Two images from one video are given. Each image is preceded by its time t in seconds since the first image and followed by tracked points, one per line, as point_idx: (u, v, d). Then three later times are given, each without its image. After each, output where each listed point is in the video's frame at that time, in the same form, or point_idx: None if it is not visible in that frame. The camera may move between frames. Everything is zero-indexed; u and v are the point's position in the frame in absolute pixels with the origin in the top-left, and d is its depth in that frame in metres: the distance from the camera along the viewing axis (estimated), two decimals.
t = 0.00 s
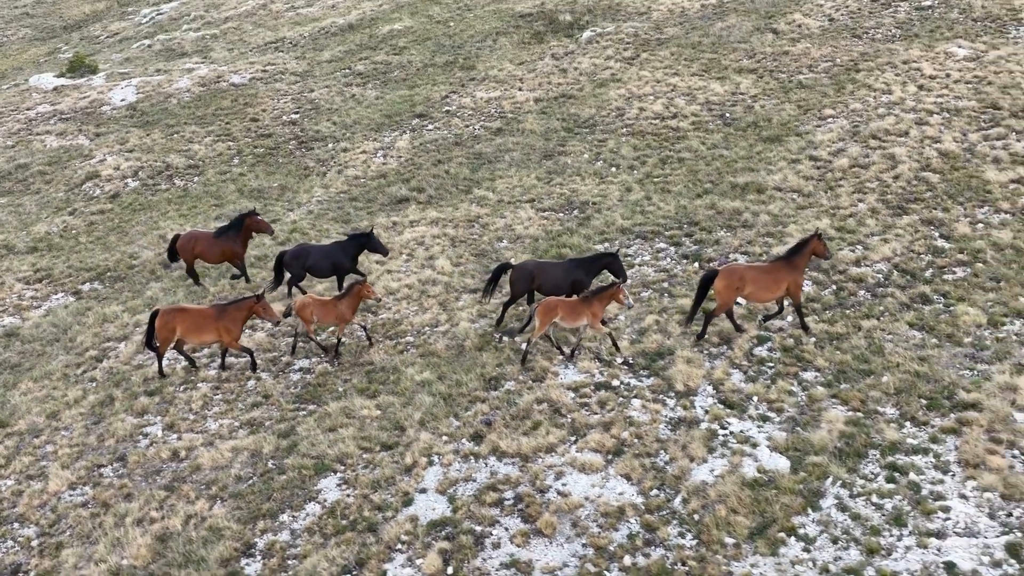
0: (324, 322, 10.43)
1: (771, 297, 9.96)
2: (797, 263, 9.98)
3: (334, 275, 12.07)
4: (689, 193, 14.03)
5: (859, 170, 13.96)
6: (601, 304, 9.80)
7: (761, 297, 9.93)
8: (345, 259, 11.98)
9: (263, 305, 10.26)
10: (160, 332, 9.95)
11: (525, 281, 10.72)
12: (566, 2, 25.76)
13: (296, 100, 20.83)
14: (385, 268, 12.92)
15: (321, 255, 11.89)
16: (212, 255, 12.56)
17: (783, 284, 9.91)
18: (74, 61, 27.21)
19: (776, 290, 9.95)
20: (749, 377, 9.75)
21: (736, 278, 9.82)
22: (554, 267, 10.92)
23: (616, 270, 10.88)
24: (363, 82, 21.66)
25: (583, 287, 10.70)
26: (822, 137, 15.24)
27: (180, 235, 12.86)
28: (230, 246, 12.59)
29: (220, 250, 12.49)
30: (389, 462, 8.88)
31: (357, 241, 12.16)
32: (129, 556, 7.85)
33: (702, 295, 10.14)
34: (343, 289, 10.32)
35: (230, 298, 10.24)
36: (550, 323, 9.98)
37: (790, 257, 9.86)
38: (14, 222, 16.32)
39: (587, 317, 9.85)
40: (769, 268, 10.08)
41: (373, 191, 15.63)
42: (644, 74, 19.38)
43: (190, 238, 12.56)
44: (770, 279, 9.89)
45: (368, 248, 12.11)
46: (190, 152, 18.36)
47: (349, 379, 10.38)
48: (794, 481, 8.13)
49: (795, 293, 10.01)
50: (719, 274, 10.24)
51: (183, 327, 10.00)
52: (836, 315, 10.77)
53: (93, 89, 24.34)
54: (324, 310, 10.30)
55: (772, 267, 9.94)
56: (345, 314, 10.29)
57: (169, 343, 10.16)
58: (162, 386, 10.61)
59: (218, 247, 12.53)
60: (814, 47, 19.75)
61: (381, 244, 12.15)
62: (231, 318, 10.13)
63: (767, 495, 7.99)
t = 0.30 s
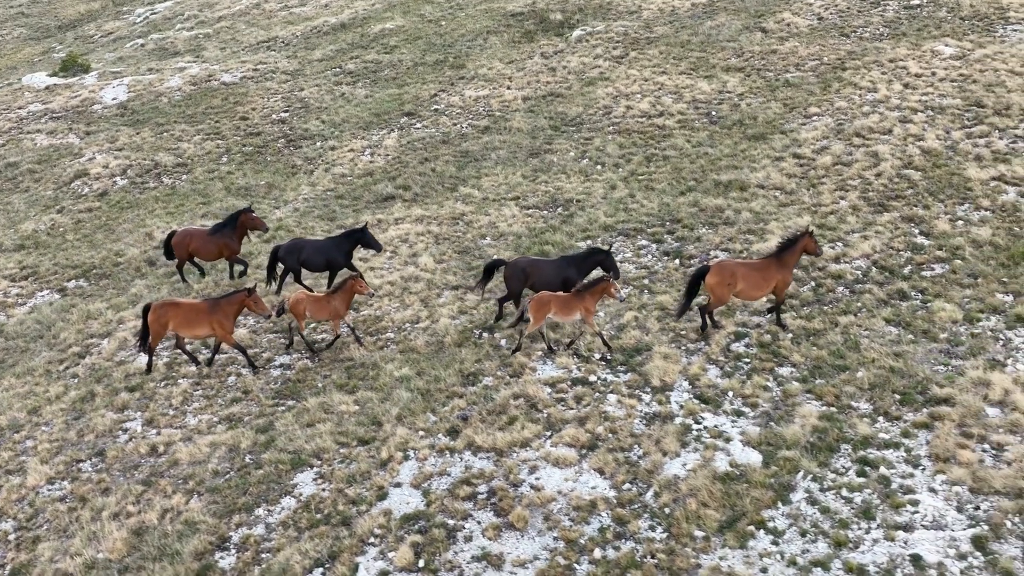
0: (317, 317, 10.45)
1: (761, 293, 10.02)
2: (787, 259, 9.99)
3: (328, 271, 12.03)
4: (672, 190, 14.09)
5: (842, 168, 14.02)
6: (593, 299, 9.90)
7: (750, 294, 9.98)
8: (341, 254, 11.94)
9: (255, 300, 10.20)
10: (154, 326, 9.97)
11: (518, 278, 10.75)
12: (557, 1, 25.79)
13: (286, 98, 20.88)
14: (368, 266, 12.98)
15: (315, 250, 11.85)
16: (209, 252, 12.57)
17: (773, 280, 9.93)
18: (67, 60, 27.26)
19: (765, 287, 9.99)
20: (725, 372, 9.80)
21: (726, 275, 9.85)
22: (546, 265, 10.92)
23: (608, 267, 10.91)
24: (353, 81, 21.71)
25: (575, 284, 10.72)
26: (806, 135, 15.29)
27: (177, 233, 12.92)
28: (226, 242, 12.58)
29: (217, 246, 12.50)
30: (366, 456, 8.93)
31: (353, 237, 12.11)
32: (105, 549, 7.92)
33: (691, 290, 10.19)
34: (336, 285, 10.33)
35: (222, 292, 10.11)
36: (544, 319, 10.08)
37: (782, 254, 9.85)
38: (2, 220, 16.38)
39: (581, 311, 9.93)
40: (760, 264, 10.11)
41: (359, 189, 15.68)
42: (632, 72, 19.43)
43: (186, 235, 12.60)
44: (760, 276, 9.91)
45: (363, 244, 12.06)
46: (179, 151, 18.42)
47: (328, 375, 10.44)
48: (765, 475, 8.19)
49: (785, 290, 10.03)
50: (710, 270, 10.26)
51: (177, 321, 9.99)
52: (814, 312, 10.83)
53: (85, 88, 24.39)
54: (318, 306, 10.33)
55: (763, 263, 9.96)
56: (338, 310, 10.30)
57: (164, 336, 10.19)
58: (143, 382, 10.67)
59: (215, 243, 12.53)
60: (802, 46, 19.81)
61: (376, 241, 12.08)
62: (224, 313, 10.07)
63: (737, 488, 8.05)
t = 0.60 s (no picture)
0: (309, 314, 10.52)
1: (750, 289, 10.01)
2: (777, 255, 9.98)
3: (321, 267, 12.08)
4: (655, 188, 14.15)
5: (824, 166, 14.07)
6: (584, 296, 9.85)
7: (739, 290, 9.98)
8: (334, 250, 12.05)
9: (246, 297, 10.30)
10: (147, 323, 10.10)
11: (511, 277, 10.73)
12: None
13: (275, 97, 20.92)
14: (351, 263, 13.04)
15: (309, 245, 11.92)
16: (203, 247, 12.56)
17: (762, 276, 9.94)
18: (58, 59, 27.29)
19: (754, 283, 9.99)
20: (700, 368, 9.86)
21: (716, 271, 9.85)
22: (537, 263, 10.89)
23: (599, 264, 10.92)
24: (343, 80, 21.76)
25: (566, 282, 10.68)
26: (790, 133, 15.34)
27: (170, 228, 12.92)
28: (221, 237, 12.56)
29: (211, 241, 12.52)
30: (340, 451, 8.98)
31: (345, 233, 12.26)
32: (79, 543, 7.97)
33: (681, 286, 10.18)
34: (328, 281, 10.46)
35: (213, 288, 10.26)
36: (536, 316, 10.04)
37: (771, 251, 9.83)
38: None
39: (571, 308, 9.90)
40: (750, 260, 10.10)
41: (344, 187, 15.74)
42: (620, 71, 19.49)
43: (180, 230, 12.63)
44: (749, 272, 9.90)
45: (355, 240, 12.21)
46: (167, 149, 18.46)
47: (307, 371, 10.50)
48: (735, 469, 8.25)
49: (773, 286, 10.04)
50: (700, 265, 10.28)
51: (169, 318, 10.10)
52: (791, 308, 10.89)
53: (76, 87, 24.42)
54: (310, 303, 10.41)
55: (752, 259, 9.96)
56: (331, 305, 10.42)
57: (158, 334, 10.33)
58: (123, 378, 10.72)
59: (209, 238, 12.54)
60: (789, 45, 19.86)
61: (368, 237, 12.24)
62: (214, 309, 10.21)
63: (707, 482, 8.11)
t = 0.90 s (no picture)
0: (300, 310, 10.54)
1: (738, 283, 10.11)
2: (765, 250, 10.07)
3: (314, 264, 12.14)
4: (637, 186, 14.20)
5: (805, 164, 14.13)
6: (573, 292, 9.93)
7: (727, 283, 10.09)
8: (326, 247, 12.13)
9: (236, 294, 10.32)
10: (138, 324, 10.12)
11: (502, 272, 10.78)
12: None
13: (264, 96, 20.97)
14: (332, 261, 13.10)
15: (301, 243, 11.98)
16: (196, 243, 12.63)
17: (750, 270, 10.03)
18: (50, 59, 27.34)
19: (741, 277, 10.09)
20: (674, 364, 9.91)
21: (704, 264, 9.93)
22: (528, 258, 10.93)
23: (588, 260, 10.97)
24: (332, 78, 21.81)
25: (555, 278, 10.73)
26: (772, 131, 15.40)
27: (164, 224, 12.94)
28: (215, 233, 12.63)
29: (205, 238, 12.56)
30: (314, 446, 9.04)
31: (337, 230, 12.36)
32: (52, 537, 8.02)
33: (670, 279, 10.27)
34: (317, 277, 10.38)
35: (202, 285, 10.30)
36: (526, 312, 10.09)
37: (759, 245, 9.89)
38: None
39: (560, 304, 9.98)
40: (738, 254, 10.19)
41: (329, 185, 15.80)
42: (607, 70, 19.55)
43: (173, 226, 12.66)
44: (737, 266, 9.98)
45: (347, 237, 12.33)
46: (155, 148, 18.51)
47: (284, 367, 10.55)
48: (704, 464, 8.31)
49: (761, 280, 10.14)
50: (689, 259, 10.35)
51: (160, 317, 10.13)
52: (766, 305, 10.95)
53: (67, 86, 24.47)
54: (300, 299, 10.42)
55: (741, 253, 10.05)
56: (321, 301, 10.38)
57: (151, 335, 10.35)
58: (102, 374, 10.77)
59: (203, 234, 12.59)
60: (776, 44, 19.92)
61: (360, 234, 12.36)
62: (204, 306, 10.24)
63: (675, 476, 8.17)
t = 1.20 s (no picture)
0: (290, 303, 10.65)
1: (725, 276, 10.19)
2: (752, 244, 10.15)
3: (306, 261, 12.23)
4: (619, 183, 14.26)
5: (785, 161, 14.19)
6: (562, 286, 9.99)
7: (715, 275, 10.16)
8: (318, 244, 12.17)
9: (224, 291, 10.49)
10: (128, 320, 10.23)
11: (492, 266, 10.90)
12: None
13: (252, 94, 21.03)
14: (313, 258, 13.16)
15: (292, 241, 12.03)
16: (188, 241, 12.72)
17: (737, 264, 10.11)
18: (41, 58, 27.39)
19: (729, 270, 10.17)
20: (647, 360, 9.97)
21: (692, 256, 10.04)
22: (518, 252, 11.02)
23: (578, 253, 11.01)
24: (320, 77, 21.86)
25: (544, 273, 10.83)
26: (755, 129, 15.46)
27: (158, 221, 13.05)
28: (206, 233, 12.70)
29: (196, 237, 12.65)
30: (286, 441, 9.09)
31: (329, 227, 12.33)
32: (23, 531, 8.08)
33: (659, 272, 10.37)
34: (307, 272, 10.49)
35: (191, 283, 10.37)
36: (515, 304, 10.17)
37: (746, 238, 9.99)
38: None
39: (549, 297, 10.05)
40: (726, 247, 10.28)
41: (313, 183, 15.85)
42: (593, 68, 19.60)
43: (167, 224, 12.77)
44: (725, 259, 10.08)
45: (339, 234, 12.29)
46: (142, 146, 18.57)
47: (260, 363, 10.61)
48: (672, 458, 8.36)
49: (748, 274, 10.20)
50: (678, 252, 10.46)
51: (148, 314, 10.20)
52: (741, 302, 11.02)
53: (57, 85, 24.52)
54: (290, 292, 10.54)
55: (728, 246, 10.15)
56: (312, 295, 10.51)
57: (143, 331, 10.46)
58: (80, 370, 10.83)
59: (194, 233, 12.67)
60: (762, 42, 19.97)
61: (352, 230, 12.32)
62: (191, 304, 10.28)
63: (643, 471, 8.22)
